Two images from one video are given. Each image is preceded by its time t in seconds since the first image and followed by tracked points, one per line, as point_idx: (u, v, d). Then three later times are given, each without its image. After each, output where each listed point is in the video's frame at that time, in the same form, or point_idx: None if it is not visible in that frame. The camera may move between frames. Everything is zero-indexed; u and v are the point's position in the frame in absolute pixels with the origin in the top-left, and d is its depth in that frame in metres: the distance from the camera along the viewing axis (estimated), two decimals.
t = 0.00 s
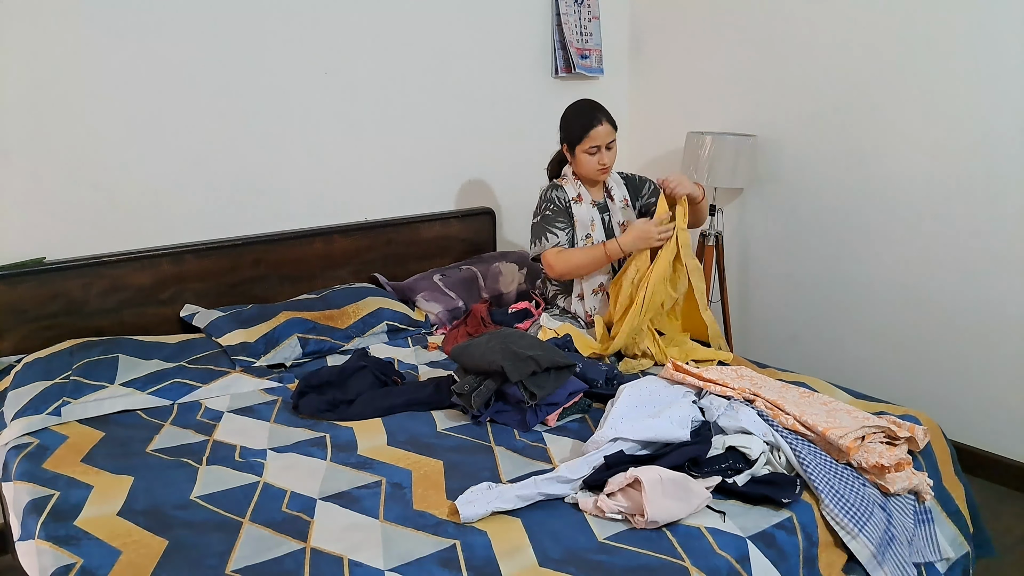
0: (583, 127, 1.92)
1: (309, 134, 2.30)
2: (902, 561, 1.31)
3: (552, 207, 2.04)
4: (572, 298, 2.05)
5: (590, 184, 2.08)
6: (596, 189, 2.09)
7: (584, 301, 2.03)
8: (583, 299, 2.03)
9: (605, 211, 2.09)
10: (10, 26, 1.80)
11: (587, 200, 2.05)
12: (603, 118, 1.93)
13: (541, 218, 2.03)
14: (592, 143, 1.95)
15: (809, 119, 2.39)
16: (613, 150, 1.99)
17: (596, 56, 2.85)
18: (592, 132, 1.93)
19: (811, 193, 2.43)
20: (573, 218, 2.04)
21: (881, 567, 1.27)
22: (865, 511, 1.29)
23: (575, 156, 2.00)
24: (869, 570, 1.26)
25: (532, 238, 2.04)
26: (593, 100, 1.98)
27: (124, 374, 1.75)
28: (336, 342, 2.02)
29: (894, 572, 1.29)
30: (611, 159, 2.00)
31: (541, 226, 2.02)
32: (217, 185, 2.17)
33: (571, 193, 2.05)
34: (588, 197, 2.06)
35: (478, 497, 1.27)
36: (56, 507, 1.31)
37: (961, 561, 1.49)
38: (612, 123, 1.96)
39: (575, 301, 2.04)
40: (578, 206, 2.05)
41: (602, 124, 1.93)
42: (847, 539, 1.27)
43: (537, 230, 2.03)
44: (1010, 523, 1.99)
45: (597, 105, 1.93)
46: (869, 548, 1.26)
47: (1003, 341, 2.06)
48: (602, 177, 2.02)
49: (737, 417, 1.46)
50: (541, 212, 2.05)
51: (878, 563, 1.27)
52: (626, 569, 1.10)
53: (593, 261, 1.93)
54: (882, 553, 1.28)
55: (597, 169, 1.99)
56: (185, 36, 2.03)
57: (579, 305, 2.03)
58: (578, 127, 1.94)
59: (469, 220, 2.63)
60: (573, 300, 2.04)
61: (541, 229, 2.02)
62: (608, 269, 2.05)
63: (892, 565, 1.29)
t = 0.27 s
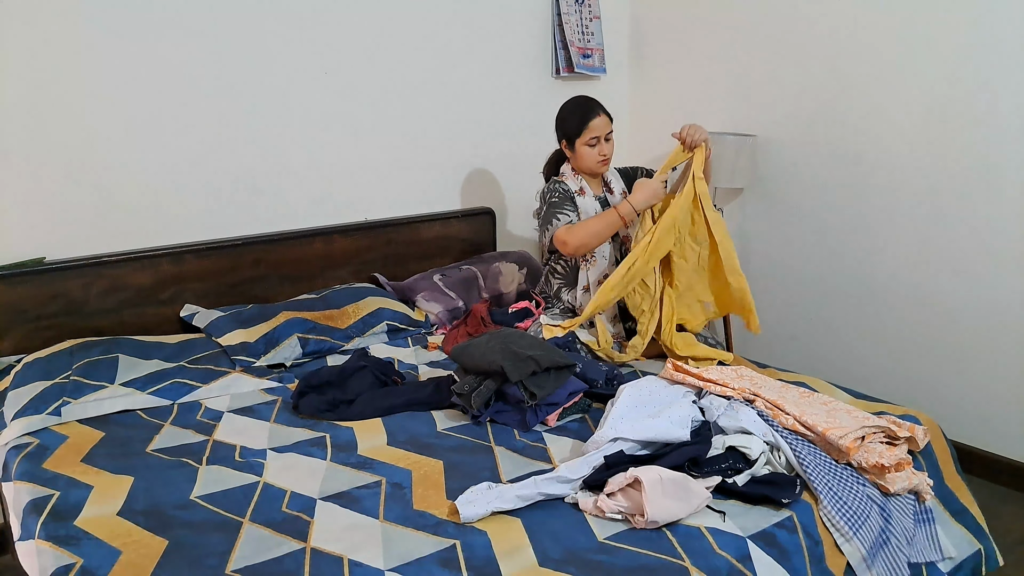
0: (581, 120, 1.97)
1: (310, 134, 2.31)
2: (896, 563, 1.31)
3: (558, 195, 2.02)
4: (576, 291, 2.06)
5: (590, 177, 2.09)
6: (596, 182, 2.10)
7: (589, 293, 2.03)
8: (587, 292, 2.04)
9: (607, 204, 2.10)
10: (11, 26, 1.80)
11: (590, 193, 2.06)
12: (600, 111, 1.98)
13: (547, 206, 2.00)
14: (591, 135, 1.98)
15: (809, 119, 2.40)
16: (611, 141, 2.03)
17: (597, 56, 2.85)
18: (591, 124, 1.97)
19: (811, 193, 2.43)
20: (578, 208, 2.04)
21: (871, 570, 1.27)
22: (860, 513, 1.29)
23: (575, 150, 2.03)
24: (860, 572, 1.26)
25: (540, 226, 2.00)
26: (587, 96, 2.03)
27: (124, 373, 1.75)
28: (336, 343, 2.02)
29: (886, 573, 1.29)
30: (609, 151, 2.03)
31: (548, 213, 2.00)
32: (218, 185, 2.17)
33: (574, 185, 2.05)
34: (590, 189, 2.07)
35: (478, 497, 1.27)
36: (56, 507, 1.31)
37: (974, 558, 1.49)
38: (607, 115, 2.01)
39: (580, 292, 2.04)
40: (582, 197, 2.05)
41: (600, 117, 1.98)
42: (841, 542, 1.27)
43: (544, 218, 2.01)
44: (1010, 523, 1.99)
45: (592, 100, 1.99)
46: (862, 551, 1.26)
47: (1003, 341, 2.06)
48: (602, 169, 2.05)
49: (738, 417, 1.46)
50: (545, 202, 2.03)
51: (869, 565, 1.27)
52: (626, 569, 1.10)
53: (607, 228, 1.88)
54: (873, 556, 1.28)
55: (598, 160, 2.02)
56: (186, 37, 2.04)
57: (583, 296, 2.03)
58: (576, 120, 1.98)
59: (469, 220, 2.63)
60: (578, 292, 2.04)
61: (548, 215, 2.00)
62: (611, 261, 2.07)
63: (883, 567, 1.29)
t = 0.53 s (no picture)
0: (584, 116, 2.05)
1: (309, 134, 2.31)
2: (898, 562, 1.32)
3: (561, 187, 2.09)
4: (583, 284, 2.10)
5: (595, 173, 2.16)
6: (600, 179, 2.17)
7: (593, 286, 2.08)
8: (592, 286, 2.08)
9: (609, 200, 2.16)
10: (10, 25, 1.80)
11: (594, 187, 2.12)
12: (600, 106, 2.07)
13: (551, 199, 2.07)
14: (596, 129, 2.06)
15: (809, 119, 2.40)
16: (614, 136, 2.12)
17: (597, 56, 2.85)
18: (594, 119, 2.06)
19: (811, 192, 2.43)
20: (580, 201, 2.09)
21: (876, 569, 1.27)
22: (862, 512, 1.29)
23: (580, 147, 2.10)
24: (864, 570, 1.27)
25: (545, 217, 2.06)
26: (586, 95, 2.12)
27: (124, 373, 1.75)
28: (336, 343, 2.02)
29: (890, 573, 1.30)
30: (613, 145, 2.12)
31: (555, 196, 2.08)
32: (218, 185, 2.17)
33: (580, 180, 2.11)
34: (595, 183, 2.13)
35: (478, 497, 1.27)
36: (56, 507, 1.31)
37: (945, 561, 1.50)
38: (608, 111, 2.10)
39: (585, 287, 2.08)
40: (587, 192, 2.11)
41: (601, 111, 2.06)
42: (843, 541, 1.27)
43: (551, 203, 2.09)
44: (1011, 523, 1.99)
45: (590, 96, 2.07)
46: (864, 550, 1.26)
47: (1003, 340, 2.06)
48: (606, 164, 2.13)
49: (737, 417, 1.46)
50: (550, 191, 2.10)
51: (873, 564, 1.27)
52: (626, 569, 1.10)
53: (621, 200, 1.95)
54: (876, 555, 1.28)
55: (603, 154, 2.09)
56: (186, 36, 2.04)
57: (587, 290, 2.08)
58: (578, 116, 2.06)
59: (469, 220, 2.63)
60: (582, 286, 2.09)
61: (555, 198, 2.08)
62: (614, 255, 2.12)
63: (887, 566, 1.29)
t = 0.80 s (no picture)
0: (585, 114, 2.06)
1: (309, 134, 2.31)
2: (899, 562, 1.32)
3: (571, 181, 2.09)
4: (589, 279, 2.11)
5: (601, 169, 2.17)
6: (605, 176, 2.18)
7: (601, 282, 2.08)
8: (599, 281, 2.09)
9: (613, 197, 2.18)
10: (10, 24, 1.80)
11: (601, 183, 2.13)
12: (602, 103, 2.07)
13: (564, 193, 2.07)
14: (601, 127, 2.07)
15: (808, 119, 2.40)
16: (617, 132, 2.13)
17: (596, 56, 2.86)
18: (598, 117, 2.07)
19: (811, 192, 2.43)
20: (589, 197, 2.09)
21: (877, 569, 1.27)
22: (863, 512, 1.29)
23: (586, 145, 2.11)
24: (865, 570, 1.27)
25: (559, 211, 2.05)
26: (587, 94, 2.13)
27: (124, 374, 1.75)
28: (336, 343, 2.02)
29: (891, 573, 1.29)
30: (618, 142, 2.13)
31: (568, 188, 2.07)
32: (217, 185, 2.17)
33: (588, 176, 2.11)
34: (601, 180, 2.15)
35: (478, 497, 1.27)
36: (56, 507, 1.31)
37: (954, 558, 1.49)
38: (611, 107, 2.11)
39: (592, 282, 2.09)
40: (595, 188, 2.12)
41: (604, 109, 2.07)
42: (843, 541, 1.27)
43: (565, 195, 2.08)
44: (1010, 522, 1.99)
45: (591, 95, 2.09)
46: (865, 549, 1.26)
47: (1003, 340, 2.06)
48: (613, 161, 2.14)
49: (737, 417, 1.46)
50: (561, 185, 2.10)
51: (874, 564, 1.27)
52: (626, 569, 1.10)
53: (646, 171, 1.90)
54: (877, 555, 1.28)
55: (609, 150, 2.10)
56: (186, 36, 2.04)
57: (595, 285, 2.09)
58: (579, 116, 2.08)
59: (469, 220, 2.63)
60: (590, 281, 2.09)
61: (569, 189, 2.07)
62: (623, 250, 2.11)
63: (888, 566, 1.29)
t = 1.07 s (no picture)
0: (590, 112, 2.06)
1: (310, 134, 2.30)
2: (899, 562, 1.32)
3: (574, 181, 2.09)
4: (592, 279, 2.12)
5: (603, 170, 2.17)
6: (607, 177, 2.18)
7: (606, 281, 2.09)
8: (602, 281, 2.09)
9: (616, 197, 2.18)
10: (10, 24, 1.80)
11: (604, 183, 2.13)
12: (606, 102, 2.08)
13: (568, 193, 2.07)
14: (608, 127, 2.08)
15: (809, 119, 2.40)
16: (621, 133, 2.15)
17: (596, 56, 2.86)
18: (604, 116, 2.07)
19: (811, 192, 2.43)
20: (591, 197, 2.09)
21: (876, 569, 1.27)
22: (862, 512, 1.29)
23: (590, 145, 2.11)
24: (863, 571, 1.26)
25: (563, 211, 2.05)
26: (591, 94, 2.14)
27: (124, 374, 1.75)
28: (336, 343, 2.02)
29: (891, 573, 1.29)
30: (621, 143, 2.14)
31: (571, 187, 2.08)
32: (217, 185, 2.17)
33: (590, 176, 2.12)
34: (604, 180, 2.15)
35: (478, 497, 1.27)
36: (56, 507, 1.31)
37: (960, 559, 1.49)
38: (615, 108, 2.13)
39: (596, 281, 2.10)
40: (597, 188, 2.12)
41: (611, 110, 2.08)
42: (843, 541, 1.27)
43: (567, 194, 2.08)
44: (1010, 522, 1.99)
45: (596, 95, 2.10)
46: (865, 550, 1.26)
47: (1003, 341, 2.06)
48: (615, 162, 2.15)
49: (737, 417, 1.46)
50: (564, 183, 2.10)
51: (873, 564, 1.27)
52: (626, 569, 1.10)
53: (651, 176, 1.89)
54: (877, 555, 1.28)
55: (613, 151, 2.11)
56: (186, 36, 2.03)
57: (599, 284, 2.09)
58: (586, 115, 2.08)
59: (469, 220, 2.63)
60: (594, 280, 2.10)
61: (571, 190, 2.07)
62: (626, 249, 2.13)
63: (887, 567, 1.29)
